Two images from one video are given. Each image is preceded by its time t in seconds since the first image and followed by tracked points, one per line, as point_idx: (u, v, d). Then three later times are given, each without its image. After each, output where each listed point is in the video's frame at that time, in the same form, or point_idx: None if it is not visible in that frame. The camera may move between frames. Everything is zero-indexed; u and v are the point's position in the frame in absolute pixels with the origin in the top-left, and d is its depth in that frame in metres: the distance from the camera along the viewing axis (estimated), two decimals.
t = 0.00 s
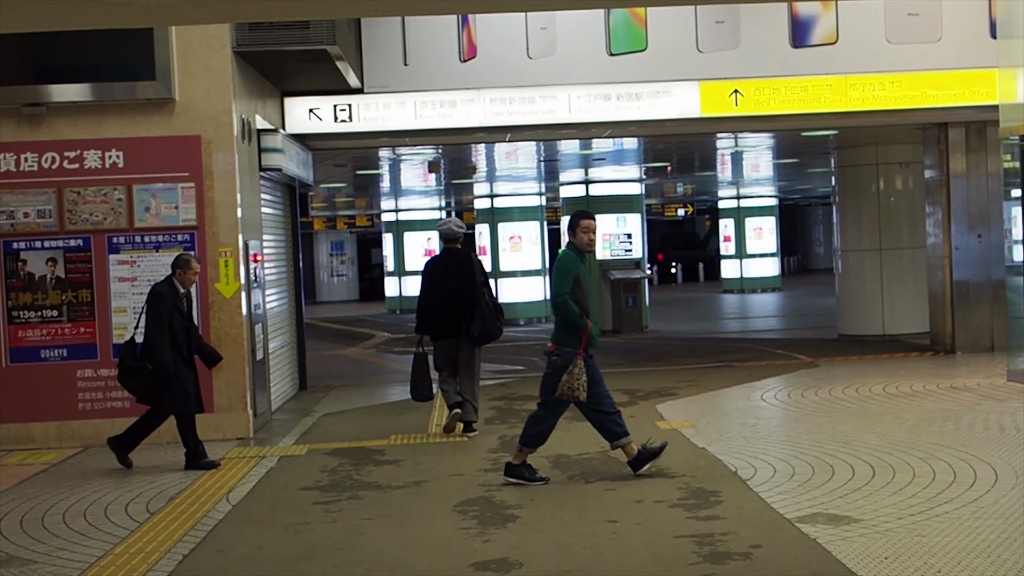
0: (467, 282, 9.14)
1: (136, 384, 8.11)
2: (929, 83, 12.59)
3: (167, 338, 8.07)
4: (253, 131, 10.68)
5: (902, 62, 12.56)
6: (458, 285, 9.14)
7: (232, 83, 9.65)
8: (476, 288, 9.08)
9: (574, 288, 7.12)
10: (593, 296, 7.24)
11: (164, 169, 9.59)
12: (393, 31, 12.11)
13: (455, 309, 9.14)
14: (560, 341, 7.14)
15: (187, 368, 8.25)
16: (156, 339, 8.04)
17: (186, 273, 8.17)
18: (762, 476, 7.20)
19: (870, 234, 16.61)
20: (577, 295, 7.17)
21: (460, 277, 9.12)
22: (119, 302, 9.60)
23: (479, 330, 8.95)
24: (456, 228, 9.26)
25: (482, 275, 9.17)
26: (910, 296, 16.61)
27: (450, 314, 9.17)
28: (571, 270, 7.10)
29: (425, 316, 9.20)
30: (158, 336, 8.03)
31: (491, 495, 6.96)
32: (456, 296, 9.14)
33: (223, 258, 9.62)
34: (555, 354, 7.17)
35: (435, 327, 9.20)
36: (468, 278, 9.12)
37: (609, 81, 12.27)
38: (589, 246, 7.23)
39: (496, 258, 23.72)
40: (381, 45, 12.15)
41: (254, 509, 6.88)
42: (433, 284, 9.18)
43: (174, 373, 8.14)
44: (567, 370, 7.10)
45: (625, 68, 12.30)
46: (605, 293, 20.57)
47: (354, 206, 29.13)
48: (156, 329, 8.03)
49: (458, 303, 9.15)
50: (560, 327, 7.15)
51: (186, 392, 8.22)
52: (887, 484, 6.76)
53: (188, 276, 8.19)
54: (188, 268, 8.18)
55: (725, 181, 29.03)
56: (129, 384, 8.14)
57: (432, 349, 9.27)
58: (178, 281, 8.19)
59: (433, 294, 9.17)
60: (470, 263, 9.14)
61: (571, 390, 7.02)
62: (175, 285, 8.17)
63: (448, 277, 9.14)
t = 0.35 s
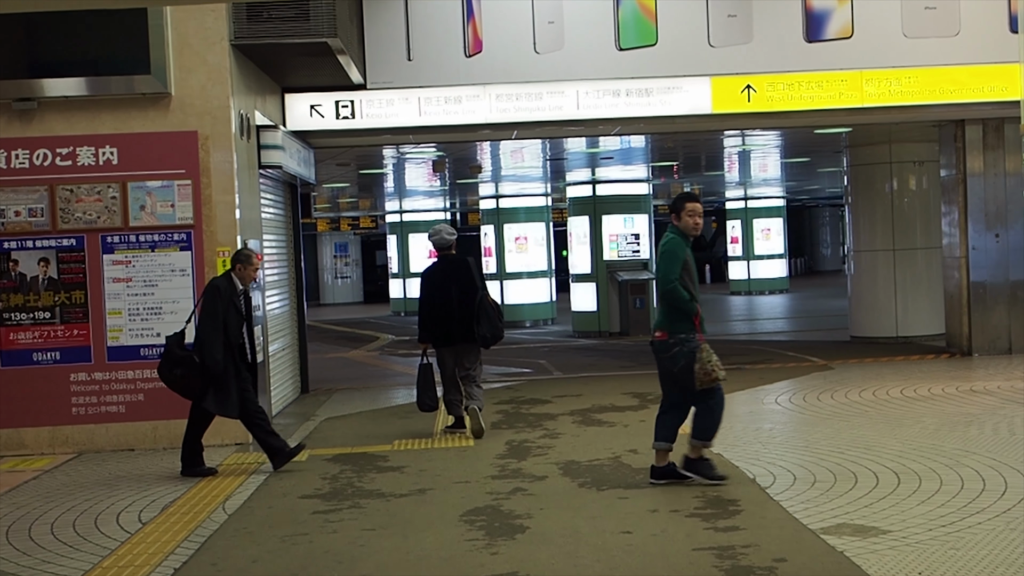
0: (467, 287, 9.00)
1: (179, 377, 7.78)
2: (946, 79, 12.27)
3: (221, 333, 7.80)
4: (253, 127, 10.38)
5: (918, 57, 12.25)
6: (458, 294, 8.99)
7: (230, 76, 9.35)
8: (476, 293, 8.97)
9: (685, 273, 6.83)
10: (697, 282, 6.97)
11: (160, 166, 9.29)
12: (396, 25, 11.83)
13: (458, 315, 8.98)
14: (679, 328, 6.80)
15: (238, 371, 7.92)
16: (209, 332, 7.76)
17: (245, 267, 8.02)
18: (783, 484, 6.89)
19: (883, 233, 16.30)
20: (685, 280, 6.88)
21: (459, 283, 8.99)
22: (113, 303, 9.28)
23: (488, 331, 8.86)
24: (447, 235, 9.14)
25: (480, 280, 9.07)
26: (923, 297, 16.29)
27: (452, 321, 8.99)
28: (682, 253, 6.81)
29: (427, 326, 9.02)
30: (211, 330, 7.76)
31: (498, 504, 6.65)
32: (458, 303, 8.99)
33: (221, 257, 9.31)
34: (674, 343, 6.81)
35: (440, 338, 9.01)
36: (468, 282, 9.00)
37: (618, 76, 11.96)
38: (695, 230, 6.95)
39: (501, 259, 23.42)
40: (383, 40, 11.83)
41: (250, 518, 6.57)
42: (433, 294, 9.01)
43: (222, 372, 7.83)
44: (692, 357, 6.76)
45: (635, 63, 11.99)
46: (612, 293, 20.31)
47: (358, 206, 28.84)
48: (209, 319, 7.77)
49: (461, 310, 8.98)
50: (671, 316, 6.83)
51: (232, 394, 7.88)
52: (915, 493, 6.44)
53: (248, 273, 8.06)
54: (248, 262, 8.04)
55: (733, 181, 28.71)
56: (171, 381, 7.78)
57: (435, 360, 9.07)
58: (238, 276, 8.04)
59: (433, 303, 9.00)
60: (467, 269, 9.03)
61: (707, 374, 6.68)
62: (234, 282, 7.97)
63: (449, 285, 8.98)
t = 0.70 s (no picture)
0: (467, 289, 8.97)
1: (265, 380, 7.35)
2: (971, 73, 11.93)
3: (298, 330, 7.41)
4: (257, 123, 10.09)
5: (942, 51, 11.91)
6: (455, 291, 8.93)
7: (233, 71, 9.07)
8: (475, 295, 8.95)
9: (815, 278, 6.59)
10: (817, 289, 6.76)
11: (161, 163, 9.01)
12: (407, 17, 11.52)
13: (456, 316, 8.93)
14: (809, 337, 6.58)
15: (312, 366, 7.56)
16: (287, 329, 7.37)
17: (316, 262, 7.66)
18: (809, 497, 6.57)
19: (903, 232, 15.96)
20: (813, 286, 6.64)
21: (460, 284, 8.94)
22: (113, 304, 8.99)
23: (483, 335, 8.86)
24: (454, 236, 9.07)
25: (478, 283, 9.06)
26: (944, 297, 15.94)
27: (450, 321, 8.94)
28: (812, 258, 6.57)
29: (424, 323, 8.95)
30: (289, 326, 7.36)
31: (510, 518, 6.35)
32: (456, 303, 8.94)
33: (224, 257, 9.03)
34: (804, 352, 6.58)
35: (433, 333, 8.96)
36: (468, 284, 8.97)
37: (633, 71, 11.65)
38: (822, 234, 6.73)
39: (513, 258, 23.12)
40: (392, 32, 11.55)
41: (250, 531, 6.28)
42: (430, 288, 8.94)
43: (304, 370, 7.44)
44: (826, 368, 6.57)
45: (651, 57, 11.66)
46: (627, 291, 20.06)
47: (370, 204, 28.53)
48: (286, 315, 7.37)
49: (458, 311, 8.94)
50: (796, 323, 6.61)
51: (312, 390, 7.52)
52: (949, 508, 6.11)
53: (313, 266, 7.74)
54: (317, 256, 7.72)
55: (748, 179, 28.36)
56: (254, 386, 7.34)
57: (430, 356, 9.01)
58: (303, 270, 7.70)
59: (432, 301, 8.94)
60: (468, 270, 9.00)
61: (851, 387, 6.52)
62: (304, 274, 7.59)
63: (449, 285, 8.92)
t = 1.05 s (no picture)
0: (470, 281, 9.22)
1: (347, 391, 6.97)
2: (1000, 66, 11.56)
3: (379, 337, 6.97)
4: (263, 116, 9.76)
5: (970, 43, 11.55)
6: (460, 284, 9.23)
7: (237, 62, 8.73)
8: (479, 287, 9.16)
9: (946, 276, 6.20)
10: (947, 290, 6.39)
11: (163, 158, 8.69)
12: (419, 10, 11.22)
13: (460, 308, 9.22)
14: (929, 338, 6.21)
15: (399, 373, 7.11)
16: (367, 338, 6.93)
17: (393, 262, 7.24)
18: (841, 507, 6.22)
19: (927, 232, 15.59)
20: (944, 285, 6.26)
21: (461, 277, 9.21)
22: (114, 304, 8.68)
23: (487, 327, 9.00)
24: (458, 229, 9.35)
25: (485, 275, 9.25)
26: (968, 298, 15.58)
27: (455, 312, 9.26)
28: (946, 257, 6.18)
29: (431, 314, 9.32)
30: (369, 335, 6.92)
31: (526, 527, 6.01)
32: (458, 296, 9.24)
33: (229, 255, 8.71)
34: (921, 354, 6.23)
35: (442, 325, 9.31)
36: (470, 276, 9.21)
37: (652, 64, 11.31)
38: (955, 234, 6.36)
39: (527, 259, 22.80)
40: (404, 24, 11.23)
41: (252, 542, 5.95)
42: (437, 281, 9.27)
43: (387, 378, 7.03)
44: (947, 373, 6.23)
45: (670, 50, 11.32)
46: (642, 294, 19.74)
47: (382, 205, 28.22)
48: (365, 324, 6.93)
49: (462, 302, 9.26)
50: (926, 322, 6.23)
51: (399, 398, 7.08)
52: (991, 521, 5.76)
53: (395, 266, 7.26)
54: (396, 255, 7.24)
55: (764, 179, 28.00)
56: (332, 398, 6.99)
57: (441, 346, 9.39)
58: (383, 270, 7.24)
59: (437, 294, 9.29)
60: (472, 264, 9.22)
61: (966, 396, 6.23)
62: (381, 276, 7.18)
63: (449, 278, 9.22)
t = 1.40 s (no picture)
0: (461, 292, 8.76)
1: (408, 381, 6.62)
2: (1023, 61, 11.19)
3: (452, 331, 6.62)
4: (261, 111, 9.42)
5: (992, 37, 11.19)
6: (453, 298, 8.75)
7: (234, 55, 8.39)
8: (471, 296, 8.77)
9: None
10: None
11: (156, 153, 8.36)
12: (423, 2, 10.82)
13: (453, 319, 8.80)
14: None
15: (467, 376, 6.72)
16: (440, 328, 6.58)
17: (474, 255, 6.89)
18: (867, 522, 5.87)
19: (943, 231, 15.22)
20: None
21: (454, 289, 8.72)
22: (105, 305, 8.35)
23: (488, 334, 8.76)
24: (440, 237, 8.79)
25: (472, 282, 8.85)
26: (986, 299, 15.20)
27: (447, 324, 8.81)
28: None
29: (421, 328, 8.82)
30: (440, 326, 6.58)
31: (534, 544, 5.66)
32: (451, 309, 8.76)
33: (224, 254, 8.38)
34: None
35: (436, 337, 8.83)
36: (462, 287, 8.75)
37: (664, 58, 10.95)
38: None
39: (534, 258, 22.45)
40: (408, 17, 10.84)
41: (243, 559, 5.61)
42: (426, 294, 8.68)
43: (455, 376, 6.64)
44: None
45: (682, 44, 10.97)
46: (651, 294, 19.39)
47: (386, 203, 27.86)
48: (439, 313, 6.59)
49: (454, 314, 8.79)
50: None
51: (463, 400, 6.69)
52: None
53: (475, 259, 6.92)
54: (477, 249, 6.91)
55: (774, 178, 27.62)
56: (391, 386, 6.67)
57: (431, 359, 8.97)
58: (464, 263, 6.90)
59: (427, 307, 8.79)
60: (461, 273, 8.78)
61: None
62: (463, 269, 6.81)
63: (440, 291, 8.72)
